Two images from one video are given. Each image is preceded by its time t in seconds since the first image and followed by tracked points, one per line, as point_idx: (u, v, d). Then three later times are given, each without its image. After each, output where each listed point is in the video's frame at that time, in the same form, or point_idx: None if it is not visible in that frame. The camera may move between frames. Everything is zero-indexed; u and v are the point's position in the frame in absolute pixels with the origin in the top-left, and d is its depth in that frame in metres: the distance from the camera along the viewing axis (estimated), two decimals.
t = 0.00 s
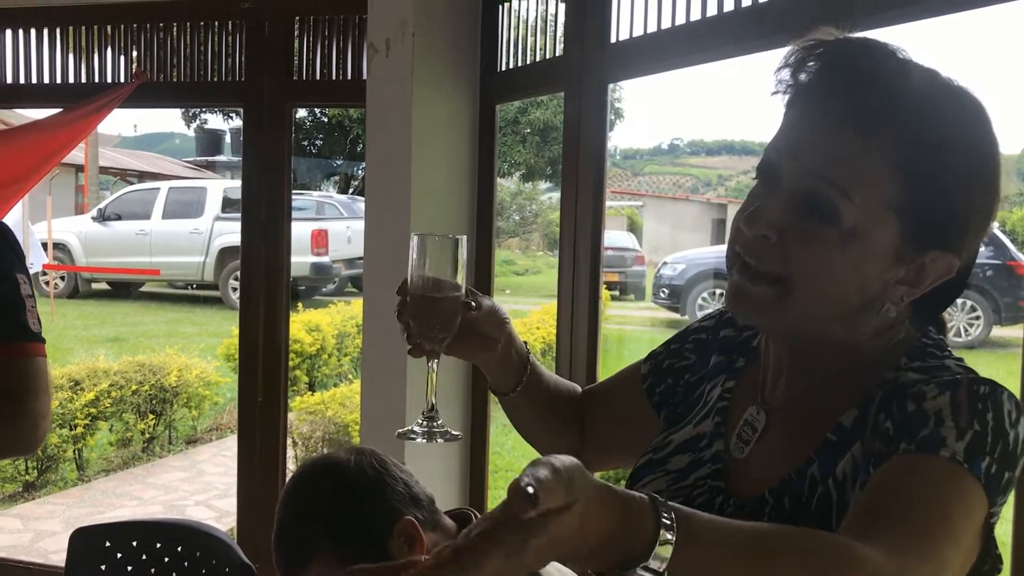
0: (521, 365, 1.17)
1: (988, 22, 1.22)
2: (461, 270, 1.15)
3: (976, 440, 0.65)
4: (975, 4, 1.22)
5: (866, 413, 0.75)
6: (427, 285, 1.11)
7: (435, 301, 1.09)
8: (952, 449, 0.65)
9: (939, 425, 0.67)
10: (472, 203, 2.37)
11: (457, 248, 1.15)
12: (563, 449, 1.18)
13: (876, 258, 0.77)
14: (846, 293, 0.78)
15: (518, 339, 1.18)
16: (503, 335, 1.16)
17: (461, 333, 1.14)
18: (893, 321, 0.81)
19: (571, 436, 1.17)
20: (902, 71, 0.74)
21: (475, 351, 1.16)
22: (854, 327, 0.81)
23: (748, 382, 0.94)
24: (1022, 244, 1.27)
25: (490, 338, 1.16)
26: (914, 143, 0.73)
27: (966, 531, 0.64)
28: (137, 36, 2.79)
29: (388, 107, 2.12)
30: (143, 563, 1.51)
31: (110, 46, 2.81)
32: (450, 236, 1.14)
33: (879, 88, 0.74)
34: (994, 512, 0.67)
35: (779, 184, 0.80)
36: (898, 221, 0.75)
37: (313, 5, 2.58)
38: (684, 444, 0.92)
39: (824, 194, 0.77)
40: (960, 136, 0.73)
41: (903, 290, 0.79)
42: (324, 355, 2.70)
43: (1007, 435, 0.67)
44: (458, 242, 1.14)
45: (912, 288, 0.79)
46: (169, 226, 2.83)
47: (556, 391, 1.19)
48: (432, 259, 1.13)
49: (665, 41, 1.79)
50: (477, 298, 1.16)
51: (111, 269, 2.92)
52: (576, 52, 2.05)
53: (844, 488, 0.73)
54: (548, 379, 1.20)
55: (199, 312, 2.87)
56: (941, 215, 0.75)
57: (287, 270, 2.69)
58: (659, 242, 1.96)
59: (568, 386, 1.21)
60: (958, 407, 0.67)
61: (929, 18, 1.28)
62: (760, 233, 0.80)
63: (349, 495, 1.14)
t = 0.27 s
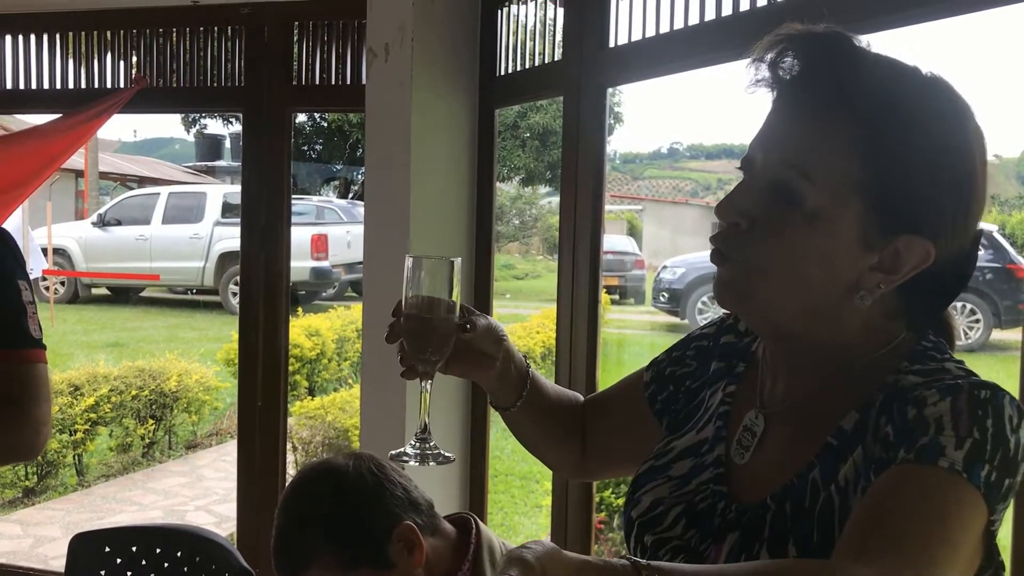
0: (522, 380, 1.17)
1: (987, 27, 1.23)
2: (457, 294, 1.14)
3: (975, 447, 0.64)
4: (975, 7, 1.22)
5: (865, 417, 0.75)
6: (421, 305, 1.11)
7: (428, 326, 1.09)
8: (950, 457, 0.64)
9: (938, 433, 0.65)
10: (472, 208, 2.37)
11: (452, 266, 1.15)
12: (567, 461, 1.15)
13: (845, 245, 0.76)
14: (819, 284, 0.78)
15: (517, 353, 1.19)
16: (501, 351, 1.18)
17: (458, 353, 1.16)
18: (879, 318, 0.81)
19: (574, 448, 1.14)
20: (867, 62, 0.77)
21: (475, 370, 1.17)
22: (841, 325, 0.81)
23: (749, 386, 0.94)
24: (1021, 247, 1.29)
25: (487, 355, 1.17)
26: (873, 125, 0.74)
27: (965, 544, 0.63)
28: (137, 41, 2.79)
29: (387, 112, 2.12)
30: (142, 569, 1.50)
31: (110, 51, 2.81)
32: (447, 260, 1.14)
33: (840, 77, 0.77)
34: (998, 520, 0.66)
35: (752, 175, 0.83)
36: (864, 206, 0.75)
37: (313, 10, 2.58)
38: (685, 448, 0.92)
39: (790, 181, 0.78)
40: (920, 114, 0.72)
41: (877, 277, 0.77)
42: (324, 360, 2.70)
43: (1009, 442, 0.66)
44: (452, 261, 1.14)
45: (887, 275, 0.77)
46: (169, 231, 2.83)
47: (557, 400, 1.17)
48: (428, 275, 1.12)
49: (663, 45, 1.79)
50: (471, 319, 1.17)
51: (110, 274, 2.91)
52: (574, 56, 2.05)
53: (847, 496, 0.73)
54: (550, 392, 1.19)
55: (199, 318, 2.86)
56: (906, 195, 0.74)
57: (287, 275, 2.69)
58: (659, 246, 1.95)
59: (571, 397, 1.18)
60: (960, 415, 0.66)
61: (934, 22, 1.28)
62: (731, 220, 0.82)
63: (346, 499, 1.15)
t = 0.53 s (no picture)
0: (525, 374, 1.18)
1: (986, 26, 1.23)
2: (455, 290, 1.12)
3: (950, 422, 0.62)
4: (975, 8, 1.21)
5: (858, 401, 0.73)
6: (421, 303, 1.08)
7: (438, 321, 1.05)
8: (923, 428, 0.62)
9: (915, 409, 0.64)
10: (470, 210, 2.38)
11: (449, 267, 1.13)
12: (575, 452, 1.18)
13: (835, 215, 0.75)
14: (810, 255, 0.77)
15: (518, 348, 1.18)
16: (502, 348, 1.17)
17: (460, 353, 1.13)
18: (875, 304, 0.79)
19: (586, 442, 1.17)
20: (862, 44, 0.78)
21: (477, 365, 1.16)
22: (834, 311, 0.79)
23: (753, 383, 0.95)
24: (1018, 248, 1.29)
25: (489, 352, 1.16)
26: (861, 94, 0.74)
27: (932, 512, 0.60)
28: (135, 43, 2.79)
29: (385, 115, 2.12)
30: (139, 571, 1.50)
31: (108, 53, 2.81)
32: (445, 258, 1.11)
33: (833, 58, 0.78)
34: (977, 499, 0.62)
35: (750, 158, 0.84)
36: (853, 177, 0.75)
37: (311, 13, 2.58)
38: (694, 445, 0.93)
39: (788, 158, 0.79)
40: (913, 94, 0.73)
41: (867, 250, 0.75)
42: (322, 362, 2.69)
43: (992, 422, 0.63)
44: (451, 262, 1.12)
45: (877, 248, 0.75)
46: (168, 234, 2.83)
47: (562, 396, 1.20)
48: (427, 273, 1.10)
49: (660, 47, 1.79)
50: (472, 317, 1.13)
51: (109, 276, 2.92)
52: (572, 59, 2.05)
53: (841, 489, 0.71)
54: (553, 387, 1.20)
55: (197, 320, 2.86)
56: (893, 162, 0.73)
57: (286, 277, 2.69)
58: (658, 248, 1.96)
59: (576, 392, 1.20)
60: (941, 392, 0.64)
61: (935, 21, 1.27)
62: (730, 197, 0.83)
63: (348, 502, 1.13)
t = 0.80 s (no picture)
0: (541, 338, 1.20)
1: (983, 28, 1.24)
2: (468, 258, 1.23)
3: (890, 383, 0.60)
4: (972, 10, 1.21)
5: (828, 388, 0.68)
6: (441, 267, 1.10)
7: (442, 273, 1.09)
8: (859, 385, 0.60)
9: (857, 370, 0.63)
10: (470, 210, 2.38)
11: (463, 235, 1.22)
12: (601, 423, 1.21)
13: (797, 200, 0.71)
14: (777, 245, 0.72)
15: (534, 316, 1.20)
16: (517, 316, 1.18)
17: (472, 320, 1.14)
18: (852, 292, 0.73)
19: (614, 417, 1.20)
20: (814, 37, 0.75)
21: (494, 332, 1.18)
22: (810, 300, 0.74)
23: (750, 383, 0.94)
24: (1013, 250, 1.27)
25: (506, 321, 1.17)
26: (814, 76, 0.71)
27: (859, 464, 0.57)
28: (132, 43, 2.79)
29: (383, 115, 2.12)
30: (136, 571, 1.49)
31: (106, 53, 2.81)
32: (457, 224, 1.22)
33: (784, 49, 0.75)
34: (920, 465, 0.58)
35: (715, 163, 0.79)
36: (812, 160, 0.70)
37: (310, 12, 2.58)
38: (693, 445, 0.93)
39: (751, 150, 0.74)
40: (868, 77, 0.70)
41: (834, 233, 0.70)
42: (320, 363, 2.72)
43: (942, 386, 0.59)
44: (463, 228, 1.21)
45: (843, 231, 0.70)
46: (165, 234, 2.82)
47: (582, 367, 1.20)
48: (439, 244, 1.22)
49: (659, 48, 1.79)
50: (483, 285, 1.15)
51: (106, 276, 2.91)
52: (570, 59, 2.05)
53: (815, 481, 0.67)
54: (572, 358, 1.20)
55: (195, 320, 2.86)
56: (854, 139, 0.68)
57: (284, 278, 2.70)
58: (656, 249, 1.95)
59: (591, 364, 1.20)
60: (890, 357, 0.62)
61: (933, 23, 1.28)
62: (702, 197, 0.79)
63: (349, 499, 1.14)
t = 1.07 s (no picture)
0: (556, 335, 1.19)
1: (982, 28, 1.24)
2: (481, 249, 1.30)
3: (827, 360, 0.61)
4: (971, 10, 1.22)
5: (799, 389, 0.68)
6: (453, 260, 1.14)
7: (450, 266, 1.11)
8: (796, 361, 0.61)
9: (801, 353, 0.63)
10: (468, 209, 2.37)
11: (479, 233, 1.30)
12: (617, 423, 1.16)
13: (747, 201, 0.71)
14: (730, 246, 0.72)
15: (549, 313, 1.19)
16: (530, 312, 1.18)
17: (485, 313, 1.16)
18: (817, 288, 0.72)
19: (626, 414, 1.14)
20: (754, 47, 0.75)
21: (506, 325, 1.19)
22: (776, 301, 0.73)
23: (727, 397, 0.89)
24: (1012, 251, 1.26)
25: (517, 313, 1.17)
26: (755, 79, 0.71)
27: (788, 431, 0.58)
28: (131, 41, 2.79)
29: (383, 114, 2.12)
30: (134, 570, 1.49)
31: (105, 51, 2.81)
32: (468, 220, 1.29)
33: (724, 59, 0.75)
34: (861, 437, 0.58)
35: (672, 178, 0.79)
36: (756, 161, 0.70)
37: (309, 11, 2.58)
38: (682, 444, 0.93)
39: (702, 160, 0.75)
40: (804, 74, 0.69)
41: (787, 229, 0.69)
42: (318, 362, 2.69)
43: (880, 361, 0.60)
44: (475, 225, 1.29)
45: (796, 226, 0.69)
46: (163, 233, 2.81)
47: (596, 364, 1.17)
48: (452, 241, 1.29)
49: (660, 47, 1.79)
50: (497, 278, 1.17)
51: (105, 274, 2.90)
52: (570, 58, 2.05)
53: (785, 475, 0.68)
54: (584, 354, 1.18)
55: (193, 318, 2.86)
56: (800, 134, 0.68)
57: (281, 278, 2.69)
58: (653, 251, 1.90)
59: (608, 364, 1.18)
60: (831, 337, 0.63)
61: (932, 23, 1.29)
62: (664, 210, 0.80)
63: (347, 498, 1.14)
